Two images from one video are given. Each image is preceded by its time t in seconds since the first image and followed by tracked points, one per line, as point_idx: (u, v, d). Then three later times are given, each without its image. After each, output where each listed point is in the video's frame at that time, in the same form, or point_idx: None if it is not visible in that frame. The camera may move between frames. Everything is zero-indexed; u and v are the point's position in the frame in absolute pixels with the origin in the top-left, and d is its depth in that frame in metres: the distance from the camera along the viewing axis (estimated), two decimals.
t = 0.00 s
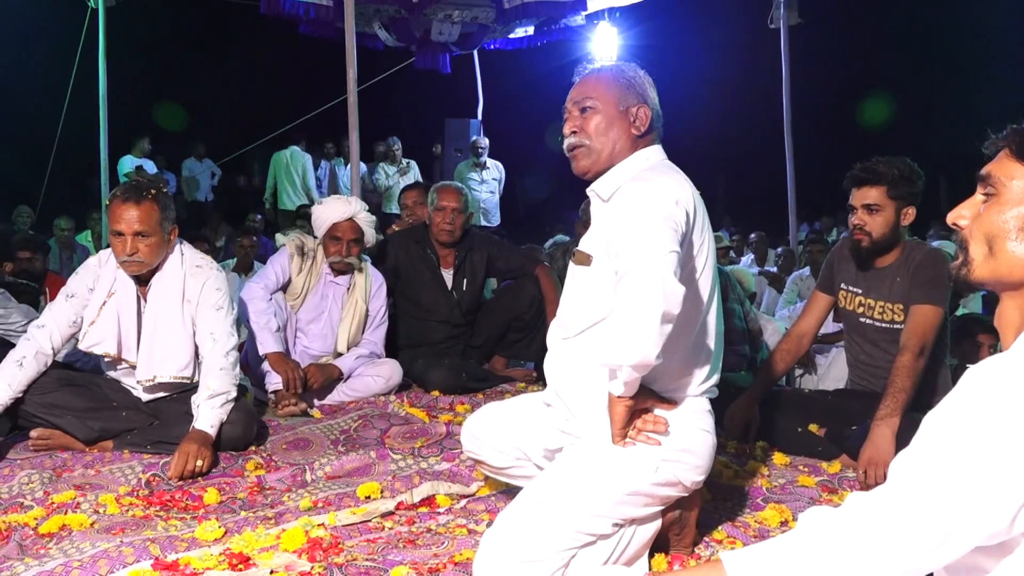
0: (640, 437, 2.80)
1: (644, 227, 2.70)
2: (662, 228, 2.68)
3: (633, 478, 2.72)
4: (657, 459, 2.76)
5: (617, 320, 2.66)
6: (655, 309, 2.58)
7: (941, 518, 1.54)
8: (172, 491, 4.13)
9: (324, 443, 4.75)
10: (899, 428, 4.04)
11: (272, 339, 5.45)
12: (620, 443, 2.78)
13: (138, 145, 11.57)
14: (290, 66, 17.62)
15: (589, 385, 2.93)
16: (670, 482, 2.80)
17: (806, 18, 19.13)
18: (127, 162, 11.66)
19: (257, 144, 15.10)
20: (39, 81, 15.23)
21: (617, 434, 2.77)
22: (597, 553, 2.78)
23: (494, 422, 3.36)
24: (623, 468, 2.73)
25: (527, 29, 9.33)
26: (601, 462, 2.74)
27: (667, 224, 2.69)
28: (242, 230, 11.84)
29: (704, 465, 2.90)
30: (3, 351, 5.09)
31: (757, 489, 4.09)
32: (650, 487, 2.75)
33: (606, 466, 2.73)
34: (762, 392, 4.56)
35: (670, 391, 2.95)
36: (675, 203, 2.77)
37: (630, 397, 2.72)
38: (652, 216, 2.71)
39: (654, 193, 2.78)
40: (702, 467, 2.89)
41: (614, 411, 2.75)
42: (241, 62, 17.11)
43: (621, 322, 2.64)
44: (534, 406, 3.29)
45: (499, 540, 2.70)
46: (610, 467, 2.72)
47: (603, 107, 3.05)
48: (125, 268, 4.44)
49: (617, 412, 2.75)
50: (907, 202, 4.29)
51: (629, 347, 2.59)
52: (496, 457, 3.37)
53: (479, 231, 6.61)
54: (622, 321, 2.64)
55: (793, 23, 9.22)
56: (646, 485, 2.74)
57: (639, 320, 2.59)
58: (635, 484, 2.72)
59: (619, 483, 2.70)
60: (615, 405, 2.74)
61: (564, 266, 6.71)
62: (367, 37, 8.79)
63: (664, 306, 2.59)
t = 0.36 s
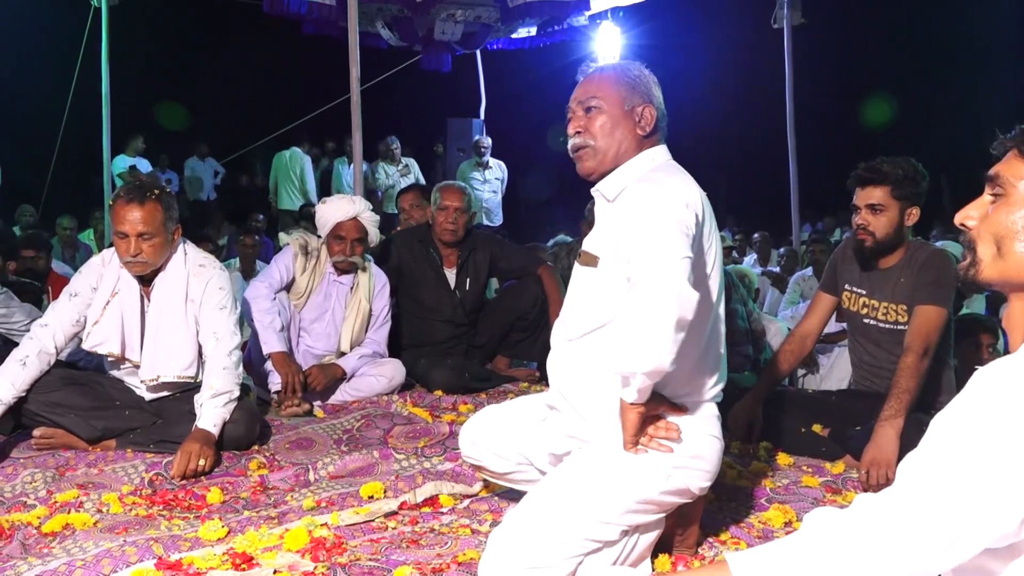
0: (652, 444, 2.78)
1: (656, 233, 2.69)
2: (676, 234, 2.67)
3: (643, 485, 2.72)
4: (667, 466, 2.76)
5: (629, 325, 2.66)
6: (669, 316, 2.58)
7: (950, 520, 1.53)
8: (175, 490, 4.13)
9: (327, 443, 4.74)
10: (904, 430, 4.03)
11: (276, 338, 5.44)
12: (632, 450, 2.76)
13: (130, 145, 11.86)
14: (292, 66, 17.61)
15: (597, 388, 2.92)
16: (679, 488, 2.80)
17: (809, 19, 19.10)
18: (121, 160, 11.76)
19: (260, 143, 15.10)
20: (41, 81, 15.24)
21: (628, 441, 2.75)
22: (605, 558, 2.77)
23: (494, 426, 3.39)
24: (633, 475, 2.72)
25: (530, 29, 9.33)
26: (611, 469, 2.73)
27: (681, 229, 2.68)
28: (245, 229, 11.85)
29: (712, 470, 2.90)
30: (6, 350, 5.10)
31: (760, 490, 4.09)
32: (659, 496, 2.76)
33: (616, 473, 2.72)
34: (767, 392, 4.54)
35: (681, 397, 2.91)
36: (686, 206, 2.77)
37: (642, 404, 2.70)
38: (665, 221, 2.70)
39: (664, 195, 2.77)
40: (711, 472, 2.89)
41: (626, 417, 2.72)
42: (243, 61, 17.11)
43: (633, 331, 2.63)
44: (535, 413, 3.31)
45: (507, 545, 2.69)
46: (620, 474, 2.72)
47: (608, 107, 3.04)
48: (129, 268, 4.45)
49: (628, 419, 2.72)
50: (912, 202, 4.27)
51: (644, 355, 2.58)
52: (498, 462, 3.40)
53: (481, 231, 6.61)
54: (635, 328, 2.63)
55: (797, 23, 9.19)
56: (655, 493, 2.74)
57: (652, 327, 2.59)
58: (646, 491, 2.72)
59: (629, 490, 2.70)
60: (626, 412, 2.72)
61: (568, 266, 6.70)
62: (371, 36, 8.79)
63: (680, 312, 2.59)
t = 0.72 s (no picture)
0: (661, 448, 2.76)
1: (667, 230, 2.68)
2: (686, 230, 2.66)
3: (647, 488, 2.73)
4: (671, 471, 2.76)
5: (639, 329, 2.64)
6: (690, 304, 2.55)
7: (949, 520, 1.53)
8: (173, 490, 4.13)
9: (326, 442, 4.74)
10: (904, 428, 4.02)
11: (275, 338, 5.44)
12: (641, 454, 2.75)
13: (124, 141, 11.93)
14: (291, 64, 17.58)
15: (603, 390, 2.90)
16: (680, 490, 2.80)
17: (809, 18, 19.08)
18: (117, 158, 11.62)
19: (258, 143, 15.06)
20: (40, 79, 15.22)
21: (637, 445, 2.73)
22: (607, 560, 2.77)
23: (485, 433, 3.40)
24: (636, 479, 2.72)
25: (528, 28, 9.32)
26: (615, 472, 2.73)
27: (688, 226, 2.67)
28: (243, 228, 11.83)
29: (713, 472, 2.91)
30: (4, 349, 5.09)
31: (759, 489, 4.09)
32: (663, 502, 2.77)
33: (620, 477, 2.72)
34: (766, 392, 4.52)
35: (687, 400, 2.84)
36: (696, 202, 2.76)
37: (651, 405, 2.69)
38: (675, 219, 2.69)
39: (669, 194, 2.77)
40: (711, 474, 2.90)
41: (633, 418, 2.70)
42: (242, 60, 17.07)
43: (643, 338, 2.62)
44: (527, 421, 3.31)
45: (507, 546, 2.67)
46: (625, 476, 2.72)
47: (601, 109, 3.02)
48: (126, 269, 4.45)
49: (637, 420, 2.70)
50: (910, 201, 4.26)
51: (664, 358, 2.55)
52: (494, 470, 3.40)
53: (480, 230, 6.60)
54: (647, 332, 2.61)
55: (796, 21, 9.16)
56: (659, 499, 2.75)
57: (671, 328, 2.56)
58: (650, 497, 2.73)
59: (634, 497, 2.71)
60: (634, 412, 2.70)
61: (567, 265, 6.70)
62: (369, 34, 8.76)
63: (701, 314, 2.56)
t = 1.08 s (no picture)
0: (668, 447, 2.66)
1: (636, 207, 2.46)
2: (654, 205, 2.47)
3: (657, 496, 2.64)
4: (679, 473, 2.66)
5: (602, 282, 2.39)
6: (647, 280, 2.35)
7: (951, 518, 1.53)
8: (173, 488, 4.12)
9: (325, 440, 4.73)
10: (905, 427, 4.03)
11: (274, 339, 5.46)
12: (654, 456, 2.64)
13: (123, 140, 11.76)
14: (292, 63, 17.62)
15: (587, 396, 2.69)
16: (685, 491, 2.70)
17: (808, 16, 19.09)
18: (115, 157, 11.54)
19: (257, 141, 15.06)
20: (39, 77, 15.20)
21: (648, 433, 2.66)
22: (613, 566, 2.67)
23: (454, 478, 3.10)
24: (643, 482, 2.62)
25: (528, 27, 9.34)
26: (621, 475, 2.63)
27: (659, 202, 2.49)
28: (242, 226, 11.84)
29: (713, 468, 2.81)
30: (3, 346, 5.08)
31: (759, 488, 4.09)
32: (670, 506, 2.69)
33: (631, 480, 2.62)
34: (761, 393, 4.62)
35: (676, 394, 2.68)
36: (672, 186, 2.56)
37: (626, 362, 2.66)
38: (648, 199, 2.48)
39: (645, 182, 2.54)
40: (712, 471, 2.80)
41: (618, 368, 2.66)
42: (241, 57, 17.07)
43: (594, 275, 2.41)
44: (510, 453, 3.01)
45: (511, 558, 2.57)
46: (632, 482, 2.62)
47: (559, 133, 2.61)
48: (125, 267, 4.41)
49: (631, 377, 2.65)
50: (910, 201, 4.26)
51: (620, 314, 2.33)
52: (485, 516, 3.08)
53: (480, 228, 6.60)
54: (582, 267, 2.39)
55: (795, 19, 9.16)
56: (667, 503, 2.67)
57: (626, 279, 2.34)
58: (657, 506, 2.65)
59: (642, 505, 2.62)
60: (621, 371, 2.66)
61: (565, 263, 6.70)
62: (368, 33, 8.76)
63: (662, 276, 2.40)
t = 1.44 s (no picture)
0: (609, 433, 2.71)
1: (604, 215, 2.56)
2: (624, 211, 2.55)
3: (614, 482, 2.72)
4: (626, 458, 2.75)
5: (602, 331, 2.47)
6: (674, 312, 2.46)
7: (958, 520, 1.52)
8: (177, 486, 4.12)
9: (329, 439, 4.73)
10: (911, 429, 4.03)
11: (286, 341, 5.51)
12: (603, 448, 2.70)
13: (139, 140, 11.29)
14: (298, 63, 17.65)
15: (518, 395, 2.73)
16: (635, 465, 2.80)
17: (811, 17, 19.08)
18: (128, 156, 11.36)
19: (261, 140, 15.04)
20: (43, 74, 15.22)
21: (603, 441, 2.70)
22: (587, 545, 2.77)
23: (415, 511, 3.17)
24: (600, 472, 2.70)
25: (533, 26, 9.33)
26: (577, 471, 2.71)
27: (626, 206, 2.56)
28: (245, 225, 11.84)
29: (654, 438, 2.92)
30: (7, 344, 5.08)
31: (764, 489, 4.08)
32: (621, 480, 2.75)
33: (585, 476, 2.70)
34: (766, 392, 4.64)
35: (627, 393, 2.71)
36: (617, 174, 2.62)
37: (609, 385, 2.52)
38: (610, 203, 2.56)
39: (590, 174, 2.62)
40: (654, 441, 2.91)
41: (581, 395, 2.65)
42: (245, 56, 17.08)
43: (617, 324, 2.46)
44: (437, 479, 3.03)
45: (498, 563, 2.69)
46: (587, 474, 2.70)
47: (472, 78, 2.48)
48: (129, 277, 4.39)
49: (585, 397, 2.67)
50: (916, 202, 4.25)
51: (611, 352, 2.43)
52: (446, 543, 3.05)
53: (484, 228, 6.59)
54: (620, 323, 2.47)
55: (801, 20, 9.14)
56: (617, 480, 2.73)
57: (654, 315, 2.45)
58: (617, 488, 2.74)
59: (593, 489, 2.69)
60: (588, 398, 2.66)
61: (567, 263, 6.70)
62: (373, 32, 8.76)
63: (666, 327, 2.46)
